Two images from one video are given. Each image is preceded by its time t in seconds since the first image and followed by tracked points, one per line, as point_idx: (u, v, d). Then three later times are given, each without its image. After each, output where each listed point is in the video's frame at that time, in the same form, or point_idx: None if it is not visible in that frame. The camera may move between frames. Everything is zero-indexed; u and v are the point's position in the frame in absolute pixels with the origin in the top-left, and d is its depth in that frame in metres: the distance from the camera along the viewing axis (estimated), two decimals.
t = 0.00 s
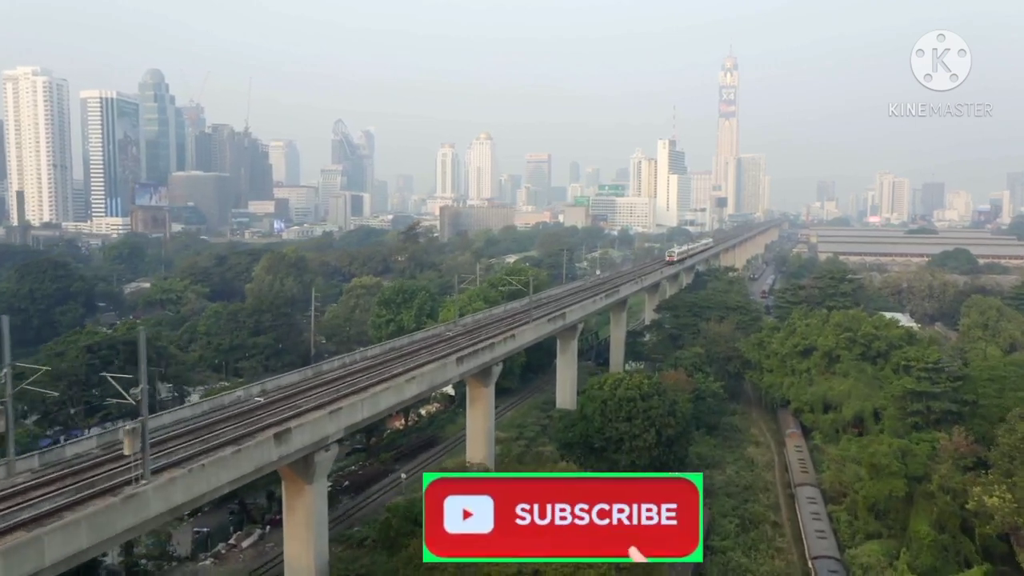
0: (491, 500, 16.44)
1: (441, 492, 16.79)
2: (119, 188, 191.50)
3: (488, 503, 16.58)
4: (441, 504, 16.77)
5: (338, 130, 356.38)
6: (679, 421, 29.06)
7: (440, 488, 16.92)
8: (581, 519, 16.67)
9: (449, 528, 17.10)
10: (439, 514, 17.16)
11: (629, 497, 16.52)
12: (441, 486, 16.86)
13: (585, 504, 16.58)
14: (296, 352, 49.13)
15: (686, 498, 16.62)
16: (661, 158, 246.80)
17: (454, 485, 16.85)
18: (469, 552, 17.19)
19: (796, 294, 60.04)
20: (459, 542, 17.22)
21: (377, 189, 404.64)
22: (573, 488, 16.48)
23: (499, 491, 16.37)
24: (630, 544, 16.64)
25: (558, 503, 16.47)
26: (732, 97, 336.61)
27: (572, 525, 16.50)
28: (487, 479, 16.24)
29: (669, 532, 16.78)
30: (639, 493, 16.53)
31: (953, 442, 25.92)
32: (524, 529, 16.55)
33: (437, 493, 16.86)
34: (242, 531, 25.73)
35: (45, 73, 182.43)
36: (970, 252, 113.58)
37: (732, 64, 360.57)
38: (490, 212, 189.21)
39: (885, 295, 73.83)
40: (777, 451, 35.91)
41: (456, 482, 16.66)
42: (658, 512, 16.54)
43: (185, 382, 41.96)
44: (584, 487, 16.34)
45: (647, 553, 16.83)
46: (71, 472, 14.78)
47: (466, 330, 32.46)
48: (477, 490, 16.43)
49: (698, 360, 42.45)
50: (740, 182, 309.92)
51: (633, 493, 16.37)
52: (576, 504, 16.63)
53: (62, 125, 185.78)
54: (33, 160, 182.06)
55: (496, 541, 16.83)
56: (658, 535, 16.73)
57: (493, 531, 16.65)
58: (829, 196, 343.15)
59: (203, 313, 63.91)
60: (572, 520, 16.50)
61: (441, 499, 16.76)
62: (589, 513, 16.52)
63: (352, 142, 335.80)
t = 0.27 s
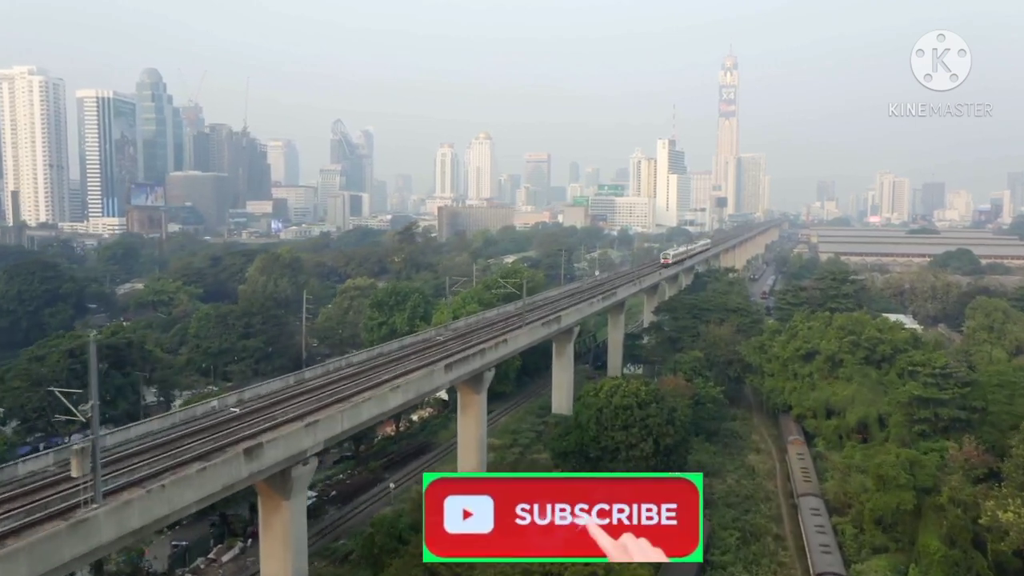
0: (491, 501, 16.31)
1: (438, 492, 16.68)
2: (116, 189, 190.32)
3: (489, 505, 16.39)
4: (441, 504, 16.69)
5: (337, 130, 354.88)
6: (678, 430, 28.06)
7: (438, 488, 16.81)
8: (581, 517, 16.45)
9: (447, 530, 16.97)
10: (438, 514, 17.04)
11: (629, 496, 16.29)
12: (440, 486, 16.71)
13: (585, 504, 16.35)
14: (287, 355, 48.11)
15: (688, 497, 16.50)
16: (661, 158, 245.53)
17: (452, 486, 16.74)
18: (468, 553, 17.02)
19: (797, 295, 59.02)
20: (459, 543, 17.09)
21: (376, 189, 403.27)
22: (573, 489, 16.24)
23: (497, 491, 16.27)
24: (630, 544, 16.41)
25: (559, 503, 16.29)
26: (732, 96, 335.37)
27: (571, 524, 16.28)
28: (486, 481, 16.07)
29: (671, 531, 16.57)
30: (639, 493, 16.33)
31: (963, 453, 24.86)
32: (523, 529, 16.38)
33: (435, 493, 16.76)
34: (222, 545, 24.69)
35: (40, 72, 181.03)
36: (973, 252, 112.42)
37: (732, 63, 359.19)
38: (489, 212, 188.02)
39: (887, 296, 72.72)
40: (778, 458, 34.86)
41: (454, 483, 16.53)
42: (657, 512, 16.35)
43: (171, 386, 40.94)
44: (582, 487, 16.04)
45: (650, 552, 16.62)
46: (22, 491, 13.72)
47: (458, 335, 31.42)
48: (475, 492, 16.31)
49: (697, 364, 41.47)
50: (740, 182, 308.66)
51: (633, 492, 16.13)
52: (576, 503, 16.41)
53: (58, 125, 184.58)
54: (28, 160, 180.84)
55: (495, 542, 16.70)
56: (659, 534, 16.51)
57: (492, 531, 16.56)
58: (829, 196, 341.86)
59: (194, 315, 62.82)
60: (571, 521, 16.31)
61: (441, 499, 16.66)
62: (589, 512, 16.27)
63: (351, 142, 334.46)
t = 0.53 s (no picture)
0: (491, 500, 16.61)
1: (440, 494, 16.97)
2: (111, 189, 188.98)
3: (489, 504, 16.71)
4: (444, 504, 16.96)
5: (336, 130, 353.72)
6: (676, 440, 26.87)
7: (439, 489, 17.12)
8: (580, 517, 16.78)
9: (447, 531, 17.23)
10: (439, 516, 17.31)
11: (628, 496, 16.62)
12: (441, 487, 17.02)
13: (583, 504, 16.72)
14: (275, 359, 46.91)
15: (686, 498, 16.68)
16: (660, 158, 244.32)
17: (454, 486, 17.03)
18: (469, 553, 17.27)
19: (799, 297, 57.83)
20: (460, 544, 17.36)
21: (375, 189, 402.25)
22: (573, 488, 16.58)
23: (498, 490, 16.56)
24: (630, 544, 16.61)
25: (558, 502, 16.62)
26: (732, 96, 334.12)
27: (571, 524, 16.56)
28: (486, 479, 16.43)
29: (670, 532, 16.88)
30: (638, 493, 16.65)
31: (976, 466, 23.71)
32: (523, 529, 16.63)
33: (436, 494, 17.06)
34: (196, 563, 23.44)
35: (35, 71, 179.73)
36: (975, 252, 111.17)
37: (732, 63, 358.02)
38: (487, 213, 186.79)
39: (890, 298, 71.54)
40: (780, 467, 33.69)
41: (455, 483, 16.86)
42: (656, 511, 16.62)
43: (154, 392, 39.73)
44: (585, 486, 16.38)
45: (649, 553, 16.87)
46: None
47: (447, 340, 30.14)
48: (476, 491, 16.63)
49: (697, 369, 40.24)
50: (740, 182, 307.47)
51: (632, 492, 16.48)
52: (575, 504, 16.77)
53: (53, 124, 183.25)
54: (24, 160, 179.56)
55: (494, 543, 16.91)
56: (657, 535, 16.82)
57: (492, 530, 16.78)
58: (829, 197, 340.64)
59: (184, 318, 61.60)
60: (571, 519, 16.60)
61: (443, 499, 17.03)
62: (590, 512, 16.59)
63: (349, 142, 333.22)
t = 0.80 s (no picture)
0: (490, 500, 15.97)
1: (437, 493, 16.34)
2: (108, 189, 187.98)
3: (488, 503, 16.04)
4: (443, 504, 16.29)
5: (335, 130, 352.89)
6: (674, 450, 25.86)
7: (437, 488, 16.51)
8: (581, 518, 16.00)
9: (444, 532, 16.47)
10: (436, 517, 16.62)
11: (630, 496, 15.97)
12: (438, 486, 16.42)
13: (583, 505, 16.03)
14: (264, 362, 45.76)
15: (688, 497, 16.00)
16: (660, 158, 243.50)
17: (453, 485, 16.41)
18: (467, 556, 16.44)
19: (800, 298, 56.70)
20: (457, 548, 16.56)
21: (375, 189, 401.45)
22: (572, 487, 15.90)
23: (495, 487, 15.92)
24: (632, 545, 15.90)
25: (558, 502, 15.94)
26: (732, 96, 333.20)
27: (572, 524, 15.81)
28: (484, 478, 15.86)
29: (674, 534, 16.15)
30: (640, 492, 16.00)
31: (986, 478, 22.73)
32: (522, 529, 15.90)
33: (433, 493, 16.43)
34: None
35: (31, 70, 178.75)
36: (977, 253, 110.22)
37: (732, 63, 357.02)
38: (485, 213, 185.85)
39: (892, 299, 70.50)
40: (782, 476, 32.62)
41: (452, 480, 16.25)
42: (658, 511, 15.93)
43: (137, 397, 38.58)
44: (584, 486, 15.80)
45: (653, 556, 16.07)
46: None
47: (436, 346, 29.01)
48: (472, 488, 16.02)
49: (696, 375, 39.18)
50: (740, 182, 306.60)
51: (634, 490, 15.82)
52: (575, 504, 16.02)
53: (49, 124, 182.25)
54: (20, 160, 178.58)
55: (492, 545, 16.12)
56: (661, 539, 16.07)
57: (492, 531, 16.07)
58: (829, 197, 339.63)
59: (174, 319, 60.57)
60: (571, 519, 15.85)
61: (441, 499, 16.36)
62: (591, 511, 15.89)
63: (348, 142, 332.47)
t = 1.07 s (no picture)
0: (490, 500, 15.65)
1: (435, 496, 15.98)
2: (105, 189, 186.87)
3: (489, 502, 15.77)
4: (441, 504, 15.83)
5: (334, 130, 351.87)
6: (671, 460, 24.90)
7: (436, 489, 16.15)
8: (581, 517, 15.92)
9: (444, 532, 16.30)
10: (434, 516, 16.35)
11: (630, 495, 15.92)
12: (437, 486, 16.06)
13: (584, 505, 15.88)
14: (253, 366, 44.68)
15: (687, 497, 16.02)
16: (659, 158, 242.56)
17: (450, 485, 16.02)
18: (467, 554, 16.40)
19: (801, 300, 55.44)
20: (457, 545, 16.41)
21: (374, 189, 400.44)
22: (572, 486, 15.74)
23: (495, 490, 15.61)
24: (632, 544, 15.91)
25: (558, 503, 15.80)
26: (732, 95, 332.04)
27: (572, 525, 15.70)
28: (483, 478, 15.49)
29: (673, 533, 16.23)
30: (640, 492, 15.99)
31: (998, 492, 21.69)
32: (523, 529, 15.78)
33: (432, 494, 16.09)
34: None
35: (27, 69, 177.45)
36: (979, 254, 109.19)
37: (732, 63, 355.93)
38: (484, 213, 184.82)
39: (894, 300, 69.50)
40: (783, 485, 31.63)
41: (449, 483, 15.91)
42: (658, 511, 15.94)
43: (121, 403, 37.52)
44: (582, 487, 15.74)
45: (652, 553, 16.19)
46: None
47: (425, 351, 27.86)
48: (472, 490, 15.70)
49: (696, 380, 38.12)
50: (740, 182, 305.64)
51: (634, 489, 15.84)
52: (576, 503, 15.86)
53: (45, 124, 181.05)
54: (15, 160, 177.43)
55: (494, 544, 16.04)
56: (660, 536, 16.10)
57: (492, 530, 15.89)
58: (830, 197, 338.51)
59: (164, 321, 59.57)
60: (572, 520, 15.74)
61: (440, 499, 15.86)
62: (591, 511, 15.76)
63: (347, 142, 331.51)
